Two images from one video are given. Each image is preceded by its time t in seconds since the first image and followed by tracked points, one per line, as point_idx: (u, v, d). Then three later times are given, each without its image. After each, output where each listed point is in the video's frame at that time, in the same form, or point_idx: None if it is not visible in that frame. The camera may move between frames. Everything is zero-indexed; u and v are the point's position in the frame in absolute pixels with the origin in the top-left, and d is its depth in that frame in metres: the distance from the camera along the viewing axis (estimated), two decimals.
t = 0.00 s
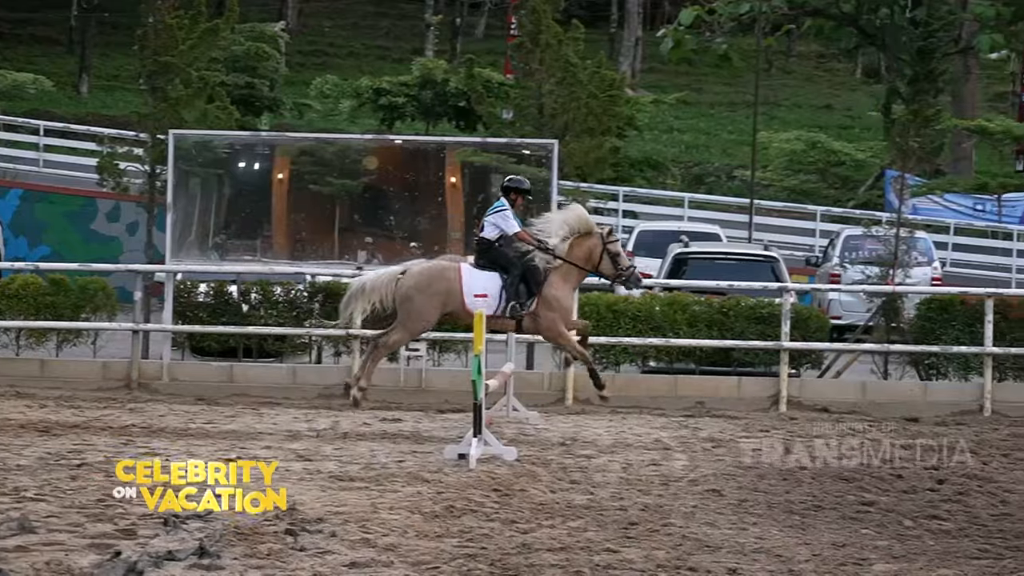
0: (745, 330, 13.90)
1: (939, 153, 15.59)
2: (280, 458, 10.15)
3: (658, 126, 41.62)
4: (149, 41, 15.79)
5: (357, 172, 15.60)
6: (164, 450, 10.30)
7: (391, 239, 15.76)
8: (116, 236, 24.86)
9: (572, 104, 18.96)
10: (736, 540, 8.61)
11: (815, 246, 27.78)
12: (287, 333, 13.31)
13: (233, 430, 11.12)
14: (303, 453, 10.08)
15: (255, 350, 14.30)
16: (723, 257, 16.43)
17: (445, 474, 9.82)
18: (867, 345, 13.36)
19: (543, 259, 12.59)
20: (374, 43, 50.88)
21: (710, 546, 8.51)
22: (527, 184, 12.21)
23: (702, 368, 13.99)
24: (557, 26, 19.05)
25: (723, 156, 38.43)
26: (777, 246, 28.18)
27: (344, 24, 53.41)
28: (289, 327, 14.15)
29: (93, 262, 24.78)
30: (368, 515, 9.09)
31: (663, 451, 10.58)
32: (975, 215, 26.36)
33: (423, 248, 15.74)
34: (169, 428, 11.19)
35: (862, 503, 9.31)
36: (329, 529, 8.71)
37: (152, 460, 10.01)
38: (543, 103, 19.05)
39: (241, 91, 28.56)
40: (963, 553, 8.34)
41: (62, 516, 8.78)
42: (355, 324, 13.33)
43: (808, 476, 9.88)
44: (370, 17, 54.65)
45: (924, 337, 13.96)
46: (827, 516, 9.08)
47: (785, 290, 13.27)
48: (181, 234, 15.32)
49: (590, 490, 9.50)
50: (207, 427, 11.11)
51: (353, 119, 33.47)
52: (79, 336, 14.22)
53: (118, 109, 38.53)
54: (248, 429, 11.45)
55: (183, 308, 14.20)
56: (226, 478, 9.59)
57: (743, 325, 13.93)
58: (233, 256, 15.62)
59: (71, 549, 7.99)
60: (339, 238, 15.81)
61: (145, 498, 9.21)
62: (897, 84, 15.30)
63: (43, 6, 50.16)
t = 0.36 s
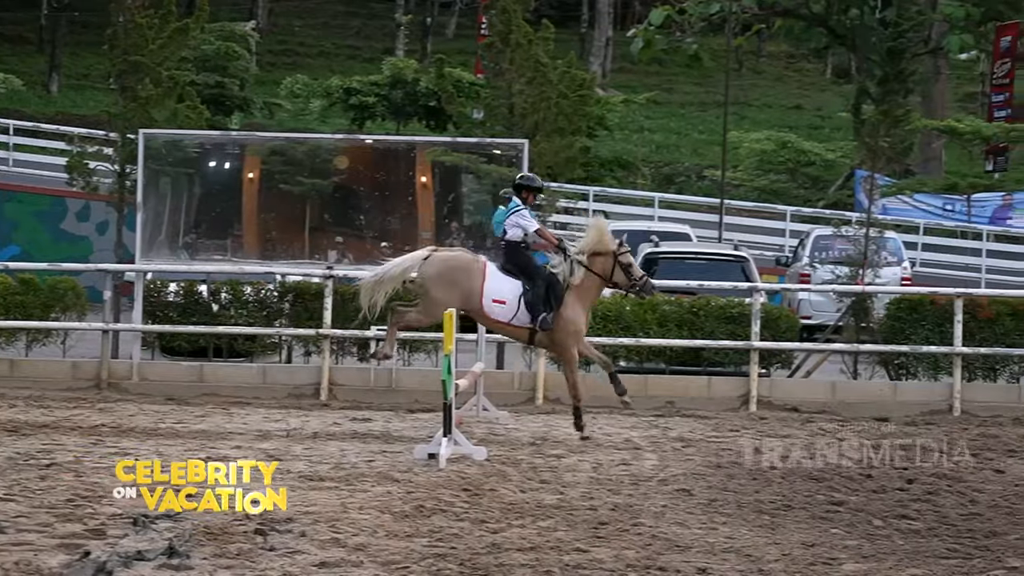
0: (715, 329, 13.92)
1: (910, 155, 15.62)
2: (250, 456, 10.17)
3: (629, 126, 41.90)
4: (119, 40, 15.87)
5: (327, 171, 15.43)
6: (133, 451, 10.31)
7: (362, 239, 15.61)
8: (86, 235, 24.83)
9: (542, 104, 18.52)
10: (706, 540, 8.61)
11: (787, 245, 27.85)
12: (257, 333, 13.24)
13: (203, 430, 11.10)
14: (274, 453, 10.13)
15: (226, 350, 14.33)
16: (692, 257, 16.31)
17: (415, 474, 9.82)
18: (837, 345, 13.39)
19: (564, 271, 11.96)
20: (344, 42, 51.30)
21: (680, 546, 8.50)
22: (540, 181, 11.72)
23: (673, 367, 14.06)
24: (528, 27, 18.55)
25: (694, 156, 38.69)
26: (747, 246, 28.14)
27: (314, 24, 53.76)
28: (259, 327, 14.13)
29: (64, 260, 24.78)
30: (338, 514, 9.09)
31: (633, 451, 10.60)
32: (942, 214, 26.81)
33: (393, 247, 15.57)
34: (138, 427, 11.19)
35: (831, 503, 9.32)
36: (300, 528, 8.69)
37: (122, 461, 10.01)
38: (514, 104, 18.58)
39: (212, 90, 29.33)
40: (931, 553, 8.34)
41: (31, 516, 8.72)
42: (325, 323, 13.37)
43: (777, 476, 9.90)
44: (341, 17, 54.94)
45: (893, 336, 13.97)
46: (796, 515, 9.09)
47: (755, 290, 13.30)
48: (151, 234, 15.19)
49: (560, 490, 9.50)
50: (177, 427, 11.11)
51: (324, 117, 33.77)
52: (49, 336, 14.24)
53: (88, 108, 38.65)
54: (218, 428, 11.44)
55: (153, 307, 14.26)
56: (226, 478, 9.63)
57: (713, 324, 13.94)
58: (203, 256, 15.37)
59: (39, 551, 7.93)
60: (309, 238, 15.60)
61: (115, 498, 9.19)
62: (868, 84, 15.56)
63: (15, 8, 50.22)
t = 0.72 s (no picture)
0: (686, 330, 13.95)
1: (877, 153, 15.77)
2: (220, 454, 10.19)
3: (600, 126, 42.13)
4: (90, 40, 15.85)
5: (298, 171, 15.47)
6: (103, 451, 10.31)
7: (333, 239, 15.64)
8: (57, 234, 24.30)
9: (512, 104, 18.61)
10: (676, 539, 8.61)
11: (757, 245, 27.84)
12: (227, 333, 13.26)
13: (174, 430, 11.10)
14: (246, 452, 10.21)
15: (196, 350, 14.21)
16: (663, 257, 16.42)
17: (385, 473, 9.83)
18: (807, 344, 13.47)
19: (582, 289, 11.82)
20: (316, 41, 51.43)
21: (651, 545, 8.50)
22: (554, 189, 11.74)
23: (643, 367, 14.06)
24: (499, 25, 18.49)
25: (665, 155, 38.96)
26: (719, 245, 28.14)
27: (286, 23, 53.85)
28: (230, 326, 14.10)
29: (34, 260, 24.19)
30: (308, 514, 9.10)
31: (604, 451, 10.65)
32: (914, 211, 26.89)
33: (364, 247, 15.60)
34: (108, 427, 11.20)
35: (802, 502, 9.34)
36: (270, 528, 8.66)
37: (91, 461, 10.01)
38: (484, 103, 18.59)
39: (183, 89, 29.63)
40: (901, 553, 8.33)
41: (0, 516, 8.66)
42: (296, 323, 13.45)
43: (748, 476, 9.94)
44: (313, 16, 54.97)
45: (863, 337, 13.99)
46: (766, 515, 9.10)
47: (727, 291, 13.32)
48: (121, 233, 15.30)
49: (530, 490, 9.51)
50: (147, 427, 11.12)
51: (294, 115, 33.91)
52: (19, 336, 14.23)
53: (56, 107, 38.65)
54: (189, 427, 11.43)
55: (123, 306, 14.22)
56: (226, 478, 9.71)
57: (683, 325, 13.98)
58: (175, 255, 15.45)
59: (9, 551, 7.87)
60: (280, 237, 15.59)
61: (86, 497, 9.15)
62: (838, 85, 15.77)
63: None
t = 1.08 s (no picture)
0: (653, 330, 14.17)
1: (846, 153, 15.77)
2: (187, 455, 10.22)
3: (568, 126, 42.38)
4: (57, 39, 15.74)
5: (267, 170, 15.42)
6: (71, 451, 10.33)
7: (302, 239, 15.62)
8: (24, 234, 24.15)
9: (481, 104, 18.94)
10: (644, 539, 8.60)
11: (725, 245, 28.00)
12: (195, 333, 13.28)
13: (142, 430, 11.13)
14: (214, 452, 10.26)
15: (164, 350, 14.21)
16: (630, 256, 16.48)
17: (353, 473, 9.84)
18: (775, 344, 13.48)
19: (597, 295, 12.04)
20: (284, 41, 51.60)
21: (618, 545, 8.49)
22: (570, 200, 11.87)
23: (612, 366, 14.10)
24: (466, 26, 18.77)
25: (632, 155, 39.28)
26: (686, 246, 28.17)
27: (254, 22, 53.96)
28: (198, 326, 14.13)
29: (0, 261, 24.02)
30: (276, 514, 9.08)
31: (571, 450, 10.71)
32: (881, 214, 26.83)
33: (332, 247, 15.61)
34: (76, 427, 11.22)
35: (769, 502, 9.36)
36: (238, 529, 8.64)
37: (59, 461, 10.00)
38: (453, 103, 18.86)
39: (150, 88, 30.79)
40: (868, 552, 8.34)
41: None
42: (264, 323, 13.49)
43: (716, 475, 9.98)
44: (280, 16, 55.00)
45: (831, 336, 14.04)
46: (734, 515, 9.10)
47: (694, 291, 13.31)
48: (89, 233, 15.12)
49: (499, 490, 9.52)
50: (115, 427, 11.14)
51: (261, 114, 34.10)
52: None
53: (23, 107, 38.65)
54: (158, 428, 11.43)
55: (90, 306, 14.29)
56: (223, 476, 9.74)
57: (651, 325, 14.21)
58: (142, 255, 15.33)
59: None
60: (249, 236, 15.58)
61: (53, 497, 9.11)
62: (808, 85, 15.65)
63: None
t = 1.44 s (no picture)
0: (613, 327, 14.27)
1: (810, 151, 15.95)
2: (149, 455, 10.23)
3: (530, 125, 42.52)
4: (18, 37, 15.74)
5: (228, 169, 15.34)
6: (34, 451, 10.33)
7: (264, 239, 15.49)
8: None
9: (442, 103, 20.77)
10: (606, 537, 8.59)
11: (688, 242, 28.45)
12: (157, 331, 13.29)
13: (105, 429, 11.14)
14: (176, 450, 10.32)
15: (127, 348, 14.22)
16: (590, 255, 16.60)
17: (316, 473, 9.86)
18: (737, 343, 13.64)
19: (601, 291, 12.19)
20: (246, 39, 51.55)
21: (581, 543, 8.47)
22: (586, 198, 12.11)
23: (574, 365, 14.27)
24: (428, 25, 20.52)
25: (595, 154, 39.53)
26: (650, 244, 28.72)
27: (216, 20, 53.90)
28: (160, 325, 14.15)
29: None
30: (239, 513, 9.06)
31: (534, 449, 10.81)
32: (842, 214, 26.17)
33: (295, 246, 15.50)
34: (37, 426, 11.22)
35: (732, 500, 9.39)
36: (200, 527, 8.59)
37: (20, 461, 9.98)
38: (414, 101, 20.65)
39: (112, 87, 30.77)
40: (829, 550, 8.34)
41: None
42: (228, 321, 13.46)
43: (678, 473, 10.04)
44: (243, 13, 54.86)
45: (793, 335, 14.10)
46: (697, 513, 9.12)
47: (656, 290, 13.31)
48: (50, 231, 15.08)
49: (461, 488, 9.54)
50: (76, 427, 11.13)
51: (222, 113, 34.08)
52: None
53: None
54: (121, 427, 11.38)
55: (53, 305, 14.31)
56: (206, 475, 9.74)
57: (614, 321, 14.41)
58: (104, 253, 15.23)
59: None
60: (211, 235, 15.45)
61: (16, 497, 9.05)
62: (769, 84, 15.93)
63: None
